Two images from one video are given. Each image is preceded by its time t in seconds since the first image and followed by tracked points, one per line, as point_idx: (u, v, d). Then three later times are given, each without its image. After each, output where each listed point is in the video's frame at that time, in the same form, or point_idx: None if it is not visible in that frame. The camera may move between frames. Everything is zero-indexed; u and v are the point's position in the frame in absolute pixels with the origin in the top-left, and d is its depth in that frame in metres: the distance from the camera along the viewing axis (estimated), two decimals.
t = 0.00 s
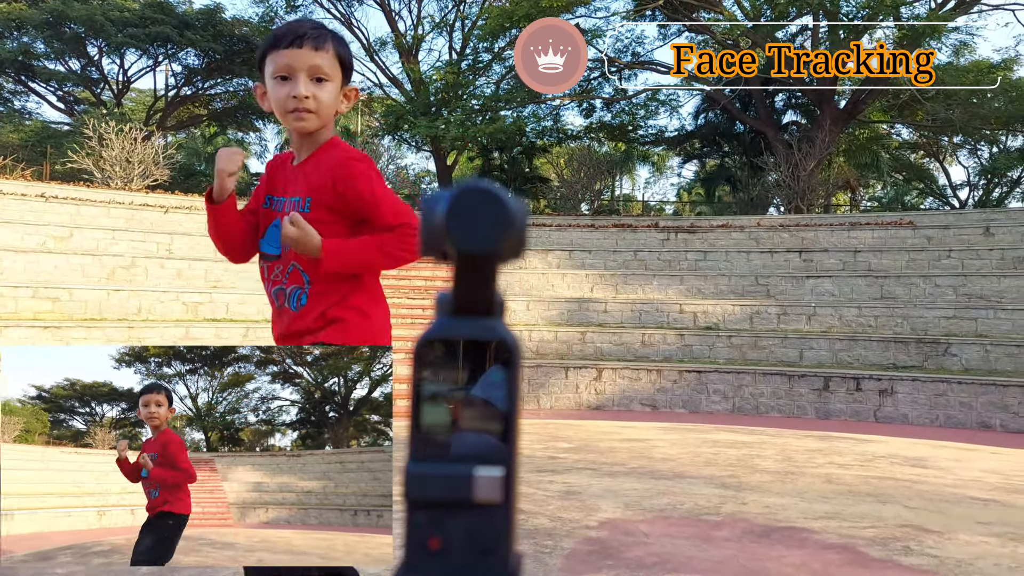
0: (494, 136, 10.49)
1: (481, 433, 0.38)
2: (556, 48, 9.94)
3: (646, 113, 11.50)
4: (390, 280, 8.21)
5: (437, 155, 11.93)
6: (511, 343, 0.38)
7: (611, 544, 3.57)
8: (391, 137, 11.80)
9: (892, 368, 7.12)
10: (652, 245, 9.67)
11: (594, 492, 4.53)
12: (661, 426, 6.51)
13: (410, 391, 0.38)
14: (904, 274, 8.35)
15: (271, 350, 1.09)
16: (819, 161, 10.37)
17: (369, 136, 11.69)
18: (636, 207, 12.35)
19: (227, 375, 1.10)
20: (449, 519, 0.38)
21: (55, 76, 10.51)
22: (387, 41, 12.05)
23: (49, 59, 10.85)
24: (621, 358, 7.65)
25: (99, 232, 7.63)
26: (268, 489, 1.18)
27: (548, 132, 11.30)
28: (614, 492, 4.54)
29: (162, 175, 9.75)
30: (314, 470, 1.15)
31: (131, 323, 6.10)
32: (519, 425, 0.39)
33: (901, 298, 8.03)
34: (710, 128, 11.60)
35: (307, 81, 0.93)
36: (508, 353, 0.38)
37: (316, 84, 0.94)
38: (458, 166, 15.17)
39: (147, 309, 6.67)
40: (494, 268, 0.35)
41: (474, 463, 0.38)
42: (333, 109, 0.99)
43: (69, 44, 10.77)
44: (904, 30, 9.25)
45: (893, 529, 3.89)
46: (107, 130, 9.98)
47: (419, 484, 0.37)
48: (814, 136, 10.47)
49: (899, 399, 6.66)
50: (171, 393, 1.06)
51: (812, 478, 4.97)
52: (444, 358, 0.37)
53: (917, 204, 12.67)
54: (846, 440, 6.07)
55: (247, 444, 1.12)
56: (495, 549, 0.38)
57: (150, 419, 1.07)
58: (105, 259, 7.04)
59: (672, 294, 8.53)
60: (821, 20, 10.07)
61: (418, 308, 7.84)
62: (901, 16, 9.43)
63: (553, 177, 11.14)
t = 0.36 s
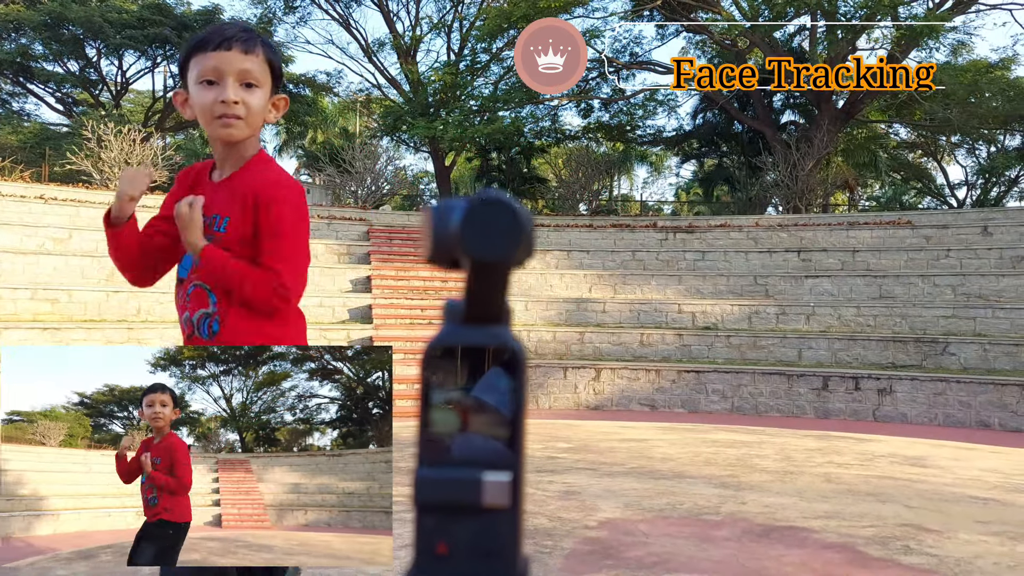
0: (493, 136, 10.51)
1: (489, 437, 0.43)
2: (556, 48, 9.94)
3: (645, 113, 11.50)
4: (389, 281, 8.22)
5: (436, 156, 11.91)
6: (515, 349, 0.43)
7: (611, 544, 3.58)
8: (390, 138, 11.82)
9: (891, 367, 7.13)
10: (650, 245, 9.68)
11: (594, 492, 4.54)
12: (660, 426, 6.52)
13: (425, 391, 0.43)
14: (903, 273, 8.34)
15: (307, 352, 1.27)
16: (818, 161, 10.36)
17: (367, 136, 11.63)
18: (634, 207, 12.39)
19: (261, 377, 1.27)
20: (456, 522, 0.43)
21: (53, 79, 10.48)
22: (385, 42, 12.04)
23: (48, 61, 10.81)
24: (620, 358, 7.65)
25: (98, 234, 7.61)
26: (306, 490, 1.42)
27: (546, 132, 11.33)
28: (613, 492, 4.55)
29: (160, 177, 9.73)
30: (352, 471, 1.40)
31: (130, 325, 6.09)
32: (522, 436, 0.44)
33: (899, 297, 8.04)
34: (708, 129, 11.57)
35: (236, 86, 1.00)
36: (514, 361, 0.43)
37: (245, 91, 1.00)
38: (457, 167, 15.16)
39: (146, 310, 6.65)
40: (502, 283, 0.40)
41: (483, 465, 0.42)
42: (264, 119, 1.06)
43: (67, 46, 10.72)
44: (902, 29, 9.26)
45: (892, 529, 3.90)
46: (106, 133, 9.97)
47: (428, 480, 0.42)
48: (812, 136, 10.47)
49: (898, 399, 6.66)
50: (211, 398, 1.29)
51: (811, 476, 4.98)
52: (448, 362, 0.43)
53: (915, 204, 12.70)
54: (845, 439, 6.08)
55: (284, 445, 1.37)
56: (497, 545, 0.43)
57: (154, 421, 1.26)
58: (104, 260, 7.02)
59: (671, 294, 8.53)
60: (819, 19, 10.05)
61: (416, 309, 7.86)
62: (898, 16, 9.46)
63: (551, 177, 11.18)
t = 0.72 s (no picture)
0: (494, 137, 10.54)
1: (507, 444, 0.42)
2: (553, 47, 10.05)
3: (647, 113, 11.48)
4: (391, 281, 8.22)
5: (438, 156, 11.90)
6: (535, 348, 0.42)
7: (615, 544, 3.58)
8: (391, 138, 11.85)
9: (894, 368, 7.11)
10: (652, 245, 9.68)
11: (596, 492, 4.54)
12: (663, 426, 6.51)
13: (442, 401, 0.42)
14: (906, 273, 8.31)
15: (340, 350, 1.51)
16: (820, 161, 10.34)
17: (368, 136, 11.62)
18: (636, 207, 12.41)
19: (293, 374, 1.45)
20: (472, 530, 0.40)
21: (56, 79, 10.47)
22: (387, 42, 12.04)
23: (50, 62, 10.80)
24: (623, 358, 7.63)
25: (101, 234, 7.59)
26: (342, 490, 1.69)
27: (547, 132, 11.31)
28: (616, 492, 4.55)
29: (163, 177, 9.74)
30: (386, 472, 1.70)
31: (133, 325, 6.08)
32: (541, 443, 0.42)
33: (902, 298, 8.03)
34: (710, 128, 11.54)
35: (133, 69, 1.05)
36: (530, 365, 0.42)
37: (140, 74, 1.06)
38: (459, 167, 15.15)
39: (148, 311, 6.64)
40: (524, 290, 0.37)
41: (502, 471, 0.41)
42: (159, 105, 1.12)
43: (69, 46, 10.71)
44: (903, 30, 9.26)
45: (895, 529, 3.89)
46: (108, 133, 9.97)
47: (447, 482, 0.39)
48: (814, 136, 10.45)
49: (901, 399, 6.65)
50: (243, 398, 1.45)
51: (815, 477, 4.98)
52: (455, 363, 0.41)
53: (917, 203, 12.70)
54: (847, 439, 6.07)
55: (318, 444, 1.55)
56: (518, 556, 0.40)
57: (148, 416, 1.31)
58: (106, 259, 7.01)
59: (673, 294, 8.52)
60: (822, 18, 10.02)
61: (418, 310, 7.86)
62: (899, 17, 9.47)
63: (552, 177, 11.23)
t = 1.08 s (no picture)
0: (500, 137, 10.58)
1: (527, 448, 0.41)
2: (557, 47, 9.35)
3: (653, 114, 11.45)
4: (396, 281, 8.22)
5: (444, 156, 11.92)
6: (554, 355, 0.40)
7: (620, 546, 3.57)
8: (397, 138, 11.88)
9: (900, 370, 7.09)
10: (658, 246, 9.67)
11: (602, 493, 4.54)
12: (668, 427, 6.51)
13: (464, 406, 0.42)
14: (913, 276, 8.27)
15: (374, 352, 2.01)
16: (825, 162, 10.33)
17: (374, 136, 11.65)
18: (641, 208, 12.41)
19: (331, 370, 1.97)
20: (498, 531, 0.39)
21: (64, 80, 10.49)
22: (393, 42, 12.08)
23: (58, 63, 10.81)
24: (628, 360, 7.61)
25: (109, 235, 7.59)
26: (385, 490, 2.16)
27: (552, 132, 11.37)
28: (621, 494, 4.55)
29: (170, 177, 9.81)
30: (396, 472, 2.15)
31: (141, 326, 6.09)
32: (563, 448, 0.41)
33: (908, 299, 8.02)
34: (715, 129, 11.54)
35: (19, 58, 1.22)
36: (550, 371, 0.41)
37: (27, 64, 1.23)
38: (464, 168, 15.19)
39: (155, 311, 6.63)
40: (550, 296, 0.37)
41: (523, 475, 0.40)
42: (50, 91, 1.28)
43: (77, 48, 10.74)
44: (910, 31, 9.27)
45: (902, 532, 3.88)
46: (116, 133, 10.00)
47: (472, 486, 0.39)
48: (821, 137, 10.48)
49: (907, 401, 6.62)
50: (277, 397, 1.96)
51: (820, 479, 4.96)
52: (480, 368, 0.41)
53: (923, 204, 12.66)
54: (852, 441, 6.06)
55: (359, 442, 2.09)
56: (540, 557, 0.39)
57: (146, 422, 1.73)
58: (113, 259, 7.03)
59: (679, 295, 8.51)
60: (828, 18, 10.01)
61: (423, 310, 7.86)
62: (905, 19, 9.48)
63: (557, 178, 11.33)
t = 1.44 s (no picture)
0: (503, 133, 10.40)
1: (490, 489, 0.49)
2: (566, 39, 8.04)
3: (660, 110, 11.24)
4: (396, 281, 8.01)
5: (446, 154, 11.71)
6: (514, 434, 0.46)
7: (623, 554, 3.37)
8: (398, 135, 11.67)
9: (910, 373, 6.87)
10: (662, 246, 9.42)
11: (605, 499, 4.34)
12: (674, 432, 6.31)
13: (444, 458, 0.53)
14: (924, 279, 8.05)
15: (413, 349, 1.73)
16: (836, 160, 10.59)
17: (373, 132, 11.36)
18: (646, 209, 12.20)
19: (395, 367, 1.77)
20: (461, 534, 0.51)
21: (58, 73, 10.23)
22: (393, 37, 11.91)
23: (54, 56, 10.57)
24: (632, 361, 7.40)
25: (104, 232, 7.37)
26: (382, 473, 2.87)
27: (558, 130, 11.15)
28: (626, 500, 4.35)
29: (163, 175, 9.87)
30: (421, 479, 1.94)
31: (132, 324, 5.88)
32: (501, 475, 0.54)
33: (919, 302, 7.80)
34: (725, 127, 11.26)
35: None
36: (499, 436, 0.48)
37: None
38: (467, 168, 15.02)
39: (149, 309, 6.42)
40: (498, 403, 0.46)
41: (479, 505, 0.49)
42: None
43: (73, 41, 10.51)
44: (920, 27, 9.10)
45: (913, 539, 3.68)
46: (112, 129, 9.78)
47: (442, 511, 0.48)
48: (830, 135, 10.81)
49: (917, 405, 6.42)
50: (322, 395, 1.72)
51: (830, 485, 4.76)
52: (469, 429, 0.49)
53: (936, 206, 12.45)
54: (863, 446, 5.86)
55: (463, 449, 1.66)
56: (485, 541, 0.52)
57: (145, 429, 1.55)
58: (106, 257, 6.82)
59: (684, 296, 8.31)
60: (838, 15, 9.87)
61: (422, 309, 7.64)
62: (917, 15, 9.29)
63: (561, 177, 11.21)
